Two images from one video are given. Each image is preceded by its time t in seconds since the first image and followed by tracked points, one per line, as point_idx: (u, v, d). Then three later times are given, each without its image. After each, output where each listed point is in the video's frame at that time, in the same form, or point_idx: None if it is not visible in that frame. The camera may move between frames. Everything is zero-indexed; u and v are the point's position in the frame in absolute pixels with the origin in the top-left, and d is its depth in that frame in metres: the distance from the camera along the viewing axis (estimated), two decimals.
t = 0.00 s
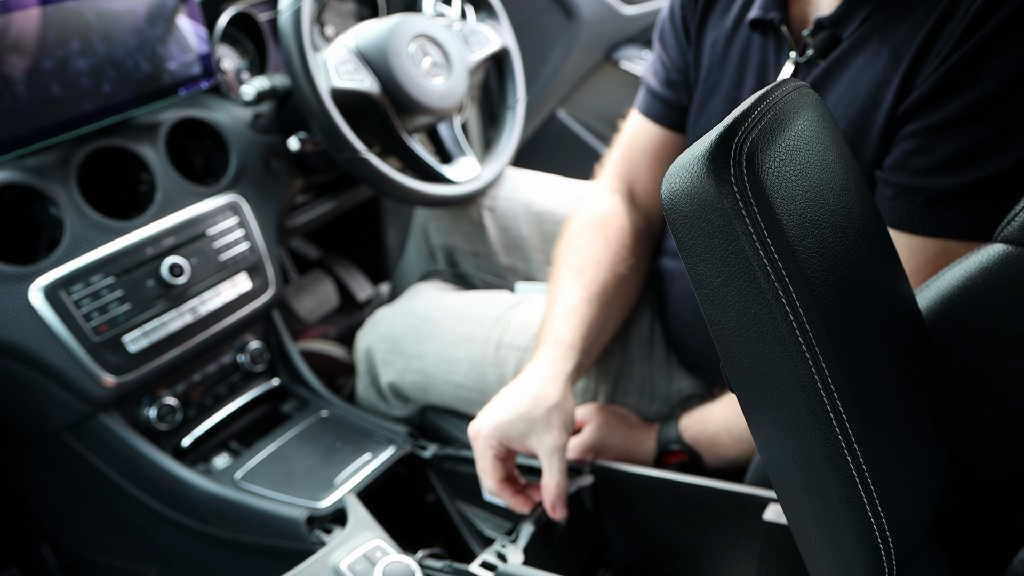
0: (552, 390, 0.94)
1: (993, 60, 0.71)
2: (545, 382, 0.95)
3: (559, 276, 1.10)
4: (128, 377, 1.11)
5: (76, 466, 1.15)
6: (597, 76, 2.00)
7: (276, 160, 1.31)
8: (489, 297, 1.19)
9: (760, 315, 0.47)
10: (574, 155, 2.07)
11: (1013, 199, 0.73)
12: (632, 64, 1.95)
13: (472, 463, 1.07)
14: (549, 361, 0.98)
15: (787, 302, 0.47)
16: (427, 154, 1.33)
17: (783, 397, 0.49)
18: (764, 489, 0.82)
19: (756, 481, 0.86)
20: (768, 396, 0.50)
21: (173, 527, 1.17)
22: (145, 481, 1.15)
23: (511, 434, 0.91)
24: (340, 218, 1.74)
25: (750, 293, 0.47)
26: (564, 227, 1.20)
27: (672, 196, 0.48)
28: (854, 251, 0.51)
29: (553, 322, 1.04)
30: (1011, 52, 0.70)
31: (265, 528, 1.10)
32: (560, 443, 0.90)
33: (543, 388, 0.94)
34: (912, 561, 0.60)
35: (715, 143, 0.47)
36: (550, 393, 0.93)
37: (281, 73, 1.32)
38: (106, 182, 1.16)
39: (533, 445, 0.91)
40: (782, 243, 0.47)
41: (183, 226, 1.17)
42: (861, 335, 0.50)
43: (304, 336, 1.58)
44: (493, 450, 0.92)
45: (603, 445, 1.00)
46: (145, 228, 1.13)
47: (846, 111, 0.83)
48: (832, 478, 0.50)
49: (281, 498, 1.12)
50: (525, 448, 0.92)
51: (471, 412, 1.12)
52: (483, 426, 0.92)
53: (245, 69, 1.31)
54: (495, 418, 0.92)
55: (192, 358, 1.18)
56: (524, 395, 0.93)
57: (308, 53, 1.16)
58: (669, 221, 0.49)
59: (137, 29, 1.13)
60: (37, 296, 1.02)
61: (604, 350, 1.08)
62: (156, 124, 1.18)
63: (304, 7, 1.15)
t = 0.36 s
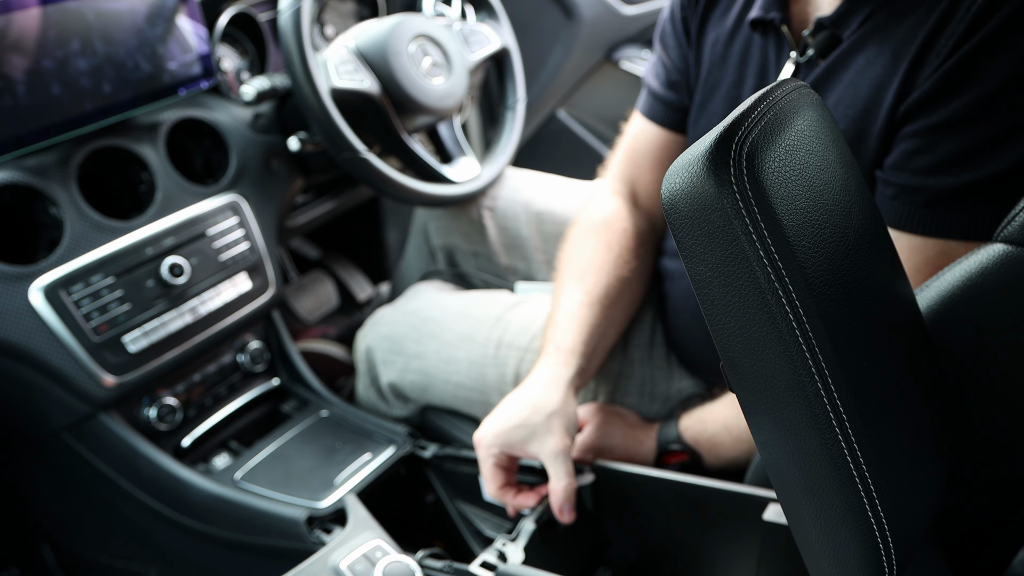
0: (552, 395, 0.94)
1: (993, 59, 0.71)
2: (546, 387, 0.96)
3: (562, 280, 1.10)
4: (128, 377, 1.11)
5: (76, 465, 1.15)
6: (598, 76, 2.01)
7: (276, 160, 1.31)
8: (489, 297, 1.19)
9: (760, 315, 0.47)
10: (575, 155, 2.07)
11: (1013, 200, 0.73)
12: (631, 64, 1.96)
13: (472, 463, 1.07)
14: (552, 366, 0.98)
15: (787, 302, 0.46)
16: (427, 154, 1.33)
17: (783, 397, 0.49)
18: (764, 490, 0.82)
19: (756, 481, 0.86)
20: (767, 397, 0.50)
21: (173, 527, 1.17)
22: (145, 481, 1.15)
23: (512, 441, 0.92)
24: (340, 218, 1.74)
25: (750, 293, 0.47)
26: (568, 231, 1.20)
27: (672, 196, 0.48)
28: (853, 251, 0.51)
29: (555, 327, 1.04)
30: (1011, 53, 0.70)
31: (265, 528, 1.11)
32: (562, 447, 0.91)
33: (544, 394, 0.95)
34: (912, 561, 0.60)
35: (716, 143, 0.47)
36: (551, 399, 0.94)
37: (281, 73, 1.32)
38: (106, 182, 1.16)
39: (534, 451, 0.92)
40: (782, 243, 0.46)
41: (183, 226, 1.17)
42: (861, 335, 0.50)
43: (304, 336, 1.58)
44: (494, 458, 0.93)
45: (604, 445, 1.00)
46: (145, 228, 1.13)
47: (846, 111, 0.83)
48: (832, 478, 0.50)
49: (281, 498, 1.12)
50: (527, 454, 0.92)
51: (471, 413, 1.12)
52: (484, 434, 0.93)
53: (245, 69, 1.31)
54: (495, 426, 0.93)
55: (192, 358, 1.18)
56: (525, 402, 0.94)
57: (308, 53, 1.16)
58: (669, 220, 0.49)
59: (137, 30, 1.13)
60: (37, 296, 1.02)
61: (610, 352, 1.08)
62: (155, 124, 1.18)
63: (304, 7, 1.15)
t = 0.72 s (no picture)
0: (557, 386, 0.95)
1: (993, 59, 0.71)
2: (552, 378, 0.97)
3: (565, 275, 1.11)
4: (128, 377, 1.11)
5: (76, 466, 1.15)
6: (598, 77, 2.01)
7: (276, 160, 1.31)
8: (491, 298, 1.19)
9: (760, 315, 0.47)
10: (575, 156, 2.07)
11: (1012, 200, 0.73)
12: (631, 65, 1.96)
13: (472, 463, 1.07)
14: (559, 359, 0.99)
15: (787, 302, 0.47)
16: (427, 154, 1.33)
17: (783, 397, 0.49)
18: (764, 490, 0.82)
19: (756, 481, 0.86)
20: (767, 397, 0.50)
21: (173, 527, 1.17)
22: (145, 481, 1.15)
23: (518, 432, 0.93)
24: (340, 218, 1.74)
25: (750, 293, 0.47)
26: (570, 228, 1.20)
27: (672, 196, 0.48)
28: (853, 251, 0.51)
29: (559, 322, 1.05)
30: (1011, 53, 0.70)
31: (265, 528, 1.11)
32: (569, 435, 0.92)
33: (550, 385, 0.96)
34: (912, 561, 0.60)
35: (715, 144, 0.47)
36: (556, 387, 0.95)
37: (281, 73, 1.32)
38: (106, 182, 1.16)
39: (541, 441, 0.93)
40: (782, 243, 0.46)
41: (183, 226, 1.17)
42: (861, 335, 0.50)
43: (304, 336, 1.58)
44: (500, 450, 0.94)
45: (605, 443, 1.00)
46: (145, 228, 1.13)
47: (846, 110, 0.83)
48: (832, 479, 0.50)
49: (281, 498, 1.12)
50: (533, 445, 0.93)
51: (471, 413, 1.12)
52: (491, 427, 0.94)
53: (245, 69, 1.31)
54: (500, 418, 0.94)
55: (192, 358, 1.18)
56: (531, 393, 0.95)
57: (308, 53, 1.16)
58: (669, 221, 0.49)
59: (137, 30, 1.13)
60: (36, 296, 1.02)
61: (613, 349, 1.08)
62: (155, 124, 1.18)
63: (304, 7, 1.15)
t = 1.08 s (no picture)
0: (568, 377, 0.92)
1: (992, 59, 0.71)
2: (563, 369, 0.94)
3: (570, 272, 1.10)
4: (128, 377, 1.11)
5: (76, 466, 1.15)
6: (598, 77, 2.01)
7: (276, 160, 1.31)
8: (492, 298, 1.19)
9: (760, 315, 0.47)
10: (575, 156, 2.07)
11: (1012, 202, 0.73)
12: (631, 65, 1.96)
13: (472, 464, 1.05)
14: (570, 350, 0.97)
15: (787, 302, 0.46)
16: (427, 154, 1.33)
17: (783, 397, 0.49)
18: (764, 489, 0.82)
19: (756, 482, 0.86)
20: (768, 397, 0.50)
21: (173, 527, 1.17)
22: (146, 481, 1.15)
23: (530, 424, 0.89)
24: (340, 218, 1.74)
25: (750, 293, 0.47)
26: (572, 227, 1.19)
27: (672, 196, 0.48)
28: (853, 251, 0.51)
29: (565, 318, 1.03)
30: (1011, 52, 0.70)
31: (265, 528, 1.11)
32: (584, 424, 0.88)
33: (561, 376, 0.92)
34: (911, 561, 0.60)
35: (716, 144, 0.47)
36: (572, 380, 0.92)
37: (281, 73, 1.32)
38: (106, 182, 1.16)
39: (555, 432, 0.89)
40: (782, 243, 0.46)
41: (183, 226, 1.16)
42: (861, 335, 0.50)
43: (304, 336, 1.58)
44: (509, 443, 0.90)
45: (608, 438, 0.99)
46: (145, 228, 1.13)
47: (846, 111, 0.83)
48: (832, 479, 0.50)
49: (281, 498, 1.12)
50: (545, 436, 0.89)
51: (471, 412, 1.12)
52: (503, 418, 0.90)
53: (245, 69, 1.31)
54: (511, 409, 0.90)
55: (191, 358, 1.18)
56: (542, 384, 0.91)
57: (308, 53, 1.16)
58: (669, 221, 0.49)
59: (137, 30, 1.13)
60: (36, 296, 1.02)
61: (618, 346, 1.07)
62: (156, 124, 1.18)
63: (304, 7, 1.15)
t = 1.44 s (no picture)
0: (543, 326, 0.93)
1: (993, 59, 0.71)
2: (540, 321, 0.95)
3: (564, 248, 1.11)
4: (128, 377, 1.11)
5: (76, 465, 1.15)
6: (598, 77, 2.01)
7: (276, 160, 1.31)
8: (492, 297, 1.19)
9: (760, 315, 0.47)
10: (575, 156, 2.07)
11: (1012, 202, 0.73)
12: (631, 64, 1.96)
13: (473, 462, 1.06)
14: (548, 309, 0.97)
15: (787, 302, 0.46)
16: (427, 154, 1.33)
17: (783, 397, 0.49)
18: (764, 489, 0.82)
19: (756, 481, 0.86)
20: (768, 397, 0.50)
21: (173, 527, 1.17)
22: (146, 481, 1.15)
23: (492, 360, 0.90)
24: (340, 218, 1.74)
25: (750, 293, 0.47)
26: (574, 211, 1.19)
27: (672, 196, 0.48)
28: (853, 251, 0.51)
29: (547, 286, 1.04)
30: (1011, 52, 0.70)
31: (265, 528, 1.11)
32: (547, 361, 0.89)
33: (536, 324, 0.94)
34: (912, 562, 0.60)
35: (716, 144, 0.47)
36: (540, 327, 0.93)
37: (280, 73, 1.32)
38: (106, 182, 1.16)
39: (516, 368, 0.89)
40: (782, 244, 0.46)
41: (183, 226, 1.16)
42: (862, 335, 0.50)
43: (304, 336, 1.58)
44: (471, 380, 0.91)
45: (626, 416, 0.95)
46: (145, 228, 1.13)
47: (846, 112, 0.83)
48: (831, 478, 0.50)
49: (281, 498, 1.12)
50: (508, 374, 0.90)
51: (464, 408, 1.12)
52: (467, 355, 0.92)
53: (245, 69, 1.31)
54: (479, 347, 0.91)
55: (191, 358, 1.18)
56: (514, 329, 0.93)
57: (308, 53, 1.16)
58: (669, 221, 0.49)
59: (137, 30, 1.13)
60: (37, 296, 1.02)
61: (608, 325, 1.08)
62: (156, 123, 1.18)
63: (304, 7, 1.15)
